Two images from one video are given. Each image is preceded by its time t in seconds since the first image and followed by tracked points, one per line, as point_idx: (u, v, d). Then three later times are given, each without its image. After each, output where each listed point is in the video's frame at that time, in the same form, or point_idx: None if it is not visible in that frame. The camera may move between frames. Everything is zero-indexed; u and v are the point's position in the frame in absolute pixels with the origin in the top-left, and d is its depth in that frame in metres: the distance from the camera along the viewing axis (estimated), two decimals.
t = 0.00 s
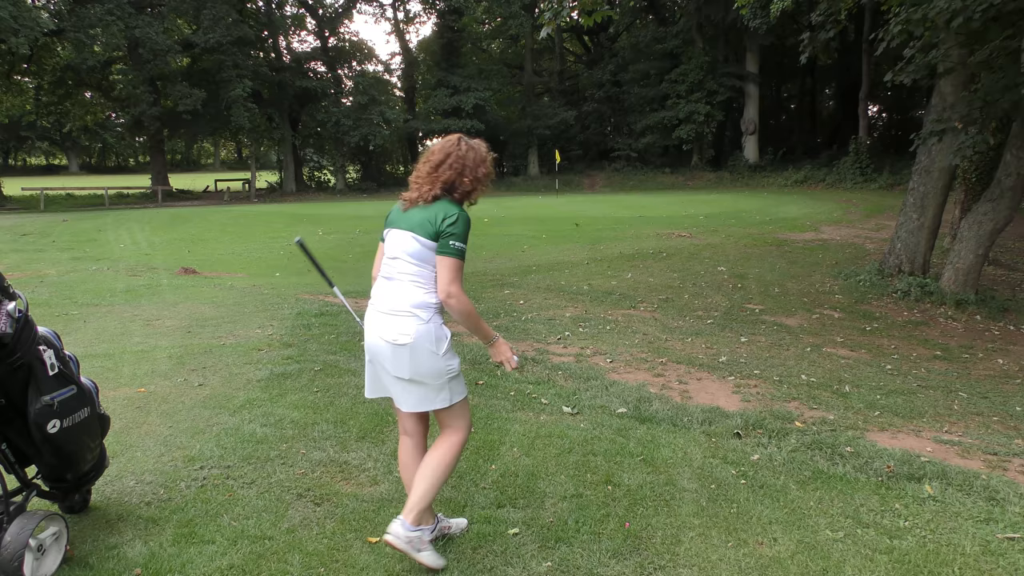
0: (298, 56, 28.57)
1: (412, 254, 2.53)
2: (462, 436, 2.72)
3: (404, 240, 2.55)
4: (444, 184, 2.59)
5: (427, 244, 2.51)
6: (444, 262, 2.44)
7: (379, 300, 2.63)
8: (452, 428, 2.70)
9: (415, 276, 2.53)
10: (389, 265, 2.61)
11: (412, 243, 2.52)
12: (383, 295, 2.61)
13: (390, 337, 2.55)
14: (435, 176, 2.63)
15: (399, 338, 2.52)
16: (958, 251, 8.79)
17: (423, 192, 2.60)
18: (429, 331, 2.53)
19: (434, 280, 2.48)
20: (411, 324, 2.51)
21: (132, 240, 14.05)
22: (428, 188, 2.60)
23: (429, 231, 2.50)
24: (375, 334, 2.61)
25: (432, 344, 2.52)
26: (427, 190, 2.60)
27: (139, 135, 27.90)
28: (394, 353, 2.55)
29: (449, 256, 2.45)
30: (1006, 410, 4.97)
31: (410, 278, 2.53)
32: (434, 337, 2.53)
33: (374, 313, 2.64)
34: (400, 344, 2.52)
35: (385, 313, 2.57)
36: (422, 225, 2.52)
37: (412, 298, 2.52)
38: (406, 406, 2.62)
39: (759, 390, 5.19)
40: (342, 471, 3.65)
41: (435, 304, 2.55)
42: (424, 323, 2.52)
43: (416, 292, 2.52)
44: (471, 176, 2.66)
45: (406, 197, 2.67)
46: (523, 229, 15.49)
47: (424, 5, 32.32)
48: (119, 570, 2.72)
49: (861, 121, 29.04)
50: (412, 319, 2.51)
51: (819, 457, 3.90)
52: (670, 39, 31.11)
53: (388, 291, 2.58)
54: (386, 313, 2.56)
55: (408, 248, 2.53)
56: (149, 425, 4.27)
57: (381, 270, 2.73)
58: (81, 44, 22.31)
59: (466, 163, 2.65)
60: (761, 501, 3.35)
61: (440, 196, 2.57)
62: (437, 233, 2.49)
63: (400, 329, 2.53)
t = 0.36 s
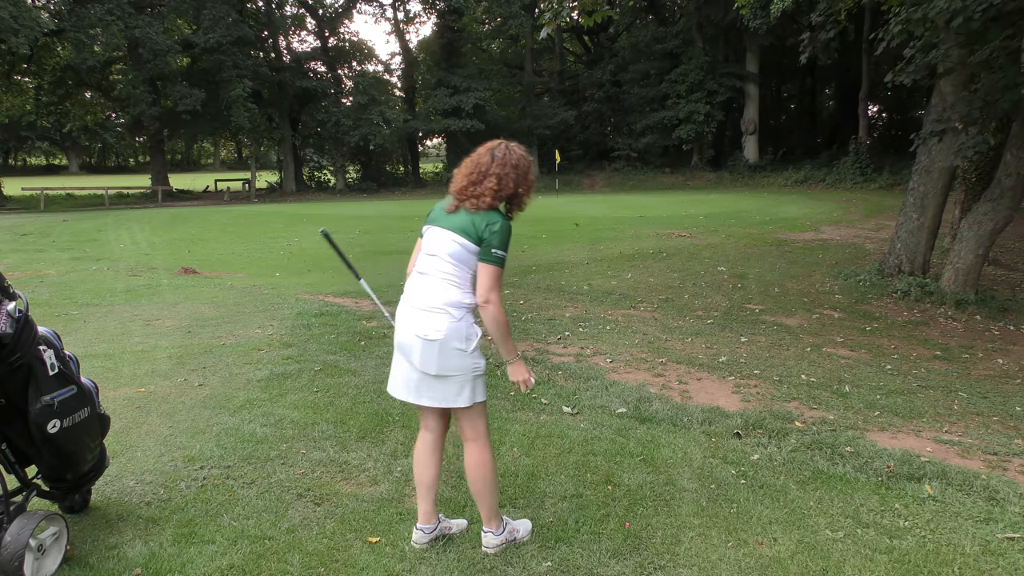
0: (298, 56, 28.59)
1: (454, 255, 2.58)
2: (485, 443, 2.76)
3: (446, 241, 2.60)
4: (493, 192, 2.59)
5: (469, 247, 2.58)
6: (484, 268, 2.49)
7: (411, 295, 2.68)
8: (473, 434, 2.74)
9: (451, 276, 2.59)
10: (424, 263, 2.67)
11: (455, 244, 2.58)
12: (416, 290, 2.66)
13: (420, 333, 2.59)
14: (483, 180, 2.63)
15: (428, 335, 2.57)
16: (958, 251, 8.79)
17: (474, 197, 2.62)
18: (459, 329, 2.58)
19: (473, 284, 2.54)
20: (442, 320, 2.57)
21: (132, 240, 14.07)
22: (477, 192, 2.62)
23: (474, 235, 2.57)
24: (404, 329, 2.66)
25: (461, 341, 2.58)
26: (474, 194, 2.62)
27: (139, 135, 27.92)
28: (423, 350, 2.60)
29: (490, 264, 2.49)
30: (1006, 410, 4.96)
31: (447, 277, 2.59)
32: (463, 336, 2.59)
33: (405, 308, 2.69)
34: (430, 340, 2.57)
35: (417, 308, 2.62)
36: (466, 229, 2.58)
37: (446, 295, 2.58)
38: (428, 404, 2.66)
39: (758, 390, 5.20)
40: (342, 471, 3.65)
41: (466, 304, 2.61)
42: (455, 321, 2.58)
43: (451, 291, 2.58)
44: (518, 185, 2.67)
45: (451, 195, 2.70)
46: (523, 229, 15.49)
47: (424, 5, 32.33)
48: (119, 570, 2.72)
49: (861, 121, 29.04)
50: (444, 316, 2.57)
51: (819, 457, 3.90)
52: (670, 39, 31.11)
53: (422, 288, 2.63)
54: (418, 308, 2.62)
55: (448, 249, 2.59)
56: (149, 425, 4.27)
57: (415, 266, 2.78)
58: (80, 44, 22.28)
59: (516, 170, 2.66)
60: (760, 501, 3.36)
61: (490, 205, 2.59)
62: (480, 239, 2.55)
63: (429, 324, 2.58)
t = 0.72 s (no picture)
0: (298, 56, 28.58)
1: (490, 258, 2.62)
2: (500, 444, 2.77)
3: (484, 244, 2.64)
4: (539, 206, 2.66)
5: (506, 254, 2.62)
6: (523, 281, 2.57)
7: (439, 290, 2.68)
8: (489, 433, 2.75)
9: (484, 277, 2.61)
10: (457, 260, 2.68)
11: (492, 249, 2.62)
12: (446, 286, 2.66)
13: (448, 328, 2.58)
14: (528, 193, 2.68)
15: (457, 331, 2.57)
16: (958, 251, 8.78)
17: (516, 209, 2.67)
18: (487, 328, 2.59)
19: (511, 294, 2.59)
20: (472, 316, 2.57)
21: (132, 240, 14.07)
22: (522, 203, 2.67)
23: (513, 244, 2.62)
24: (429, 324, 2.64)
25: (489, 339, 2.60)
26: (519, 206, 2.67)
27: (139, 135, 27.94)
28: (451, 345, 2.58)
29: (529, 277, 2.57)
30: (1006, 410, 4.96)
31: (479, 277, 2.61)
32: (491, 333, 2.61)
33: (432, 301, 2.68)
34: (459, 337, 2.56)
35: (446, 301, 2.62)
36: (506, 237, 2.63)
37: (477, 292, 2.59)
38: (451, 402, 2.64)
39: (758, 390, 5.20)
40: (342, 471, 3.65)
41: (495, 304, 2.64)
42: (483, 318, 2.59)
43: (483, 290, 2.60)
44: (561, 204, 2.74)
45: (492, 203, 2.74)
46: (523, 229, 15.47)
47: (424, 5, 32.32)
48: (118, 570, 2.72)
49: (861, 121, 29.05)
50: (473, 312, 2.57)
51: (819, 457, 3.90)
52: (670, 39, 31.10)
53: (452, 283, 2.64)
54: (448, 304, 2.61)
55: (484, 251, 2.63)
56: (149, 425, 4.27)
57: (443, 264, 2.80)
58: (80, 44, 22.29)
59: (561, 189, 2.73)
60: (761, 501, 3.35)
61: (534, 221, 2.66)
62: (519, 249, 2.61)
63: (459, 321, 2.57)
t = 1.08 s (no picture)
0: (298, 56, 28.59)
1: (507, 268, 2.65)
2: (495, 449, 2.74)
3: (505, 253, 2.68)
4: (566, 238, 2.69)
5: (525, 269, 2.67)
6: (542, 305, 2.61)
7: (450, 285, 2.70)
8: (485, 436, 2.72)
9: (496, 280, 2.62)
10: (474, 261, 2.70)
11: (513, 260, 2.66)
12: (459, 283, 2.67)
13: (455, 320, 2.58)
14: (557, 223, 2.73)
15: (463, 324, 2.57)
16: (958, 250, 8.78)
17: (545, 234, 2.72)
18: (492, 327, 2.60)
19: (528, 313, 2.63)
20: (478, 312, 2.57)
21: (132, 240, 14.07)
22: (550, 230, 2.72)
23: (534, 264, 2.67)
24: (437, 315, 2.64)
25: (492, 339, 2.60)
26: (547, 231, 2.72)
27: (139, 135, 27.94)
28: (454, 336, 2.58)
29: (548, 302, 2.61)
30: (1006, 410, 4.96)
31: (494, 279, 2.63)
32: (495, 333, 2.61)
33: (441, 295, 2.69)
34: (463, 329, 2.56)
35: (455, 295, 2.63)
36: (529, 256, 2.69)
37: (488, 292, 2.60)
38: (445, 397, 2.64)
39: (758, 390, 5.20)
40: (342, 471, 3.65)
41: (502, 308, 2.66)
42: (489, 316, 2.59)
43: (494, 292, 2.62)
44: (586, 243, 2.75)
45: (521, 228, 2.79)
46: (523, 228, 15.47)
47: (424, 5, 32.33)
48: (118, 570, 2.72)
49: (861, 121, 29.05)
50: (482, 310, 2.58)
51: (819, 457, 3.90)
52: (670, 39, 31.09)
53: (465, 280, 2.66)
54: (459, 297, 2.62)
55: (504, 260, 2.66)
56: (149, 425, 4.27)
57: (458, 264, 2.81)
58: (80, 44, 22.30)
59: (590, 230, 2.77)
60: (761, 501, 3.35)
61: (560, 251, 2.71)
62: (540, 274, 2.66)
63: (467, 318, 2.57)
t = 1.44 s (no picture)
0: (298, 56, 28.60)
1: (516, 272, 2.67)
2: (496, 451, 2.74)
3: (515, 259, 2.70)
4: (576, 256, 2.72)
5: (534, 277, 2.70)
6: (550, 316, 2.61)
7: (458, 283, 2.71)
8: (487, 438, 2.71)
9: (504, 282, 2.64)
10: (484, 264, 2.72)
11: (523, 266, 2.69)
12: (470, 281, 2.68)
13: (463, 317, 2.58)
14: (569, 241, 2.76)
15: (471, 321, 2.57)
16: (958, 250, 8.78)
17: (558, 248, 2.75)
18: (499, 327, 2.61)
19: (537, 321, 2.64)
20: (487, 311, 2.58)
21: (132, 240, 14.08)
22: (562, 245, 2.75)
23: (545, 273, 2.70)
24: (444, 312, 2.65)
25: (499, 339, 2.60)
26: (559, 247, 2.75)
27: (139, 135, 27.95)
28: (461, 333, 2.58)
29: (556, 315, 2.61)
30: (1006, 410, 4.96)
31: (504, 282, 2.64)
32: (502, 333, 2.62)
33: (449, 292, 2.70)
34: (471, 327, 2.56)
35: (464, 293, 2.64)
36: (538, 266, 2.72)
37: (496, 292, 2.61)
38: (447, 392, 2.63)
39: (758, 389, 5.20)
40: (342, 471, 3.65)
41: (509, 311, 2.67)
42: (497, 316, 2.60)
43: (501, 293, 2.63)
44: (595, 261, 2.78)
45: (535, 240, 2.83)
46: (523, 228, 15.48)
47: (424, 5, 32.35)
48: (118, 570, 2.72)
49: (861, 121, 29.05)
50: (491, 309, 2.59)
51: (819, 457, 3.90)
52: (670, 39, 31.09)
53: (475, 279, 2.67)
54: (468, 294, 2.62)
55: (516, 265, 2.68)
56: (149, 425, 4.28)
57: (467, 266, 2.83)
58: (80, 44, 22.32)
59: (599, 252, 2.80)
60: (761, 501, 3.35)
61: (569, 268, 2.73)
62: (550, 284, 2.68)
63: (475, 314, 2.57)
